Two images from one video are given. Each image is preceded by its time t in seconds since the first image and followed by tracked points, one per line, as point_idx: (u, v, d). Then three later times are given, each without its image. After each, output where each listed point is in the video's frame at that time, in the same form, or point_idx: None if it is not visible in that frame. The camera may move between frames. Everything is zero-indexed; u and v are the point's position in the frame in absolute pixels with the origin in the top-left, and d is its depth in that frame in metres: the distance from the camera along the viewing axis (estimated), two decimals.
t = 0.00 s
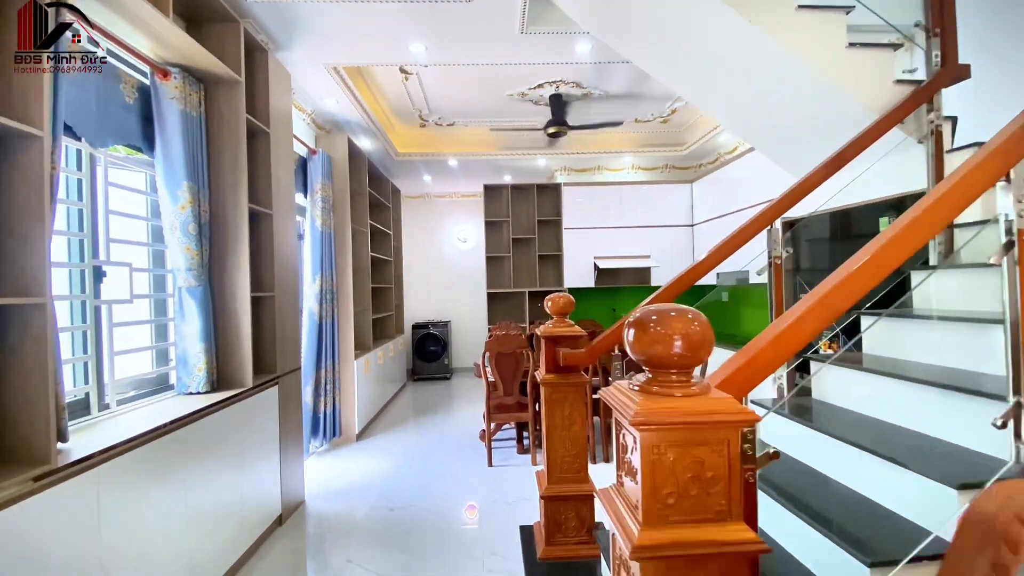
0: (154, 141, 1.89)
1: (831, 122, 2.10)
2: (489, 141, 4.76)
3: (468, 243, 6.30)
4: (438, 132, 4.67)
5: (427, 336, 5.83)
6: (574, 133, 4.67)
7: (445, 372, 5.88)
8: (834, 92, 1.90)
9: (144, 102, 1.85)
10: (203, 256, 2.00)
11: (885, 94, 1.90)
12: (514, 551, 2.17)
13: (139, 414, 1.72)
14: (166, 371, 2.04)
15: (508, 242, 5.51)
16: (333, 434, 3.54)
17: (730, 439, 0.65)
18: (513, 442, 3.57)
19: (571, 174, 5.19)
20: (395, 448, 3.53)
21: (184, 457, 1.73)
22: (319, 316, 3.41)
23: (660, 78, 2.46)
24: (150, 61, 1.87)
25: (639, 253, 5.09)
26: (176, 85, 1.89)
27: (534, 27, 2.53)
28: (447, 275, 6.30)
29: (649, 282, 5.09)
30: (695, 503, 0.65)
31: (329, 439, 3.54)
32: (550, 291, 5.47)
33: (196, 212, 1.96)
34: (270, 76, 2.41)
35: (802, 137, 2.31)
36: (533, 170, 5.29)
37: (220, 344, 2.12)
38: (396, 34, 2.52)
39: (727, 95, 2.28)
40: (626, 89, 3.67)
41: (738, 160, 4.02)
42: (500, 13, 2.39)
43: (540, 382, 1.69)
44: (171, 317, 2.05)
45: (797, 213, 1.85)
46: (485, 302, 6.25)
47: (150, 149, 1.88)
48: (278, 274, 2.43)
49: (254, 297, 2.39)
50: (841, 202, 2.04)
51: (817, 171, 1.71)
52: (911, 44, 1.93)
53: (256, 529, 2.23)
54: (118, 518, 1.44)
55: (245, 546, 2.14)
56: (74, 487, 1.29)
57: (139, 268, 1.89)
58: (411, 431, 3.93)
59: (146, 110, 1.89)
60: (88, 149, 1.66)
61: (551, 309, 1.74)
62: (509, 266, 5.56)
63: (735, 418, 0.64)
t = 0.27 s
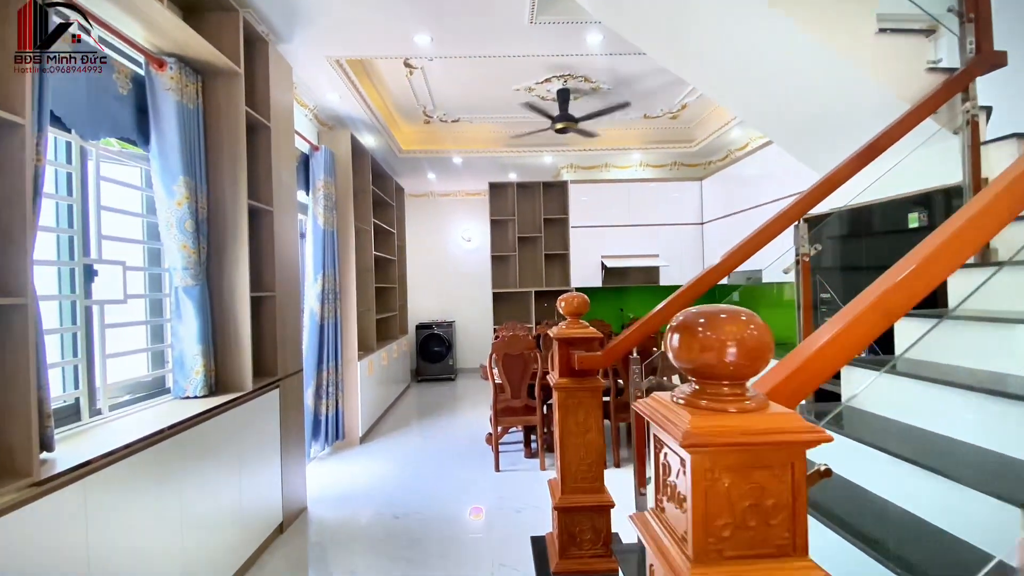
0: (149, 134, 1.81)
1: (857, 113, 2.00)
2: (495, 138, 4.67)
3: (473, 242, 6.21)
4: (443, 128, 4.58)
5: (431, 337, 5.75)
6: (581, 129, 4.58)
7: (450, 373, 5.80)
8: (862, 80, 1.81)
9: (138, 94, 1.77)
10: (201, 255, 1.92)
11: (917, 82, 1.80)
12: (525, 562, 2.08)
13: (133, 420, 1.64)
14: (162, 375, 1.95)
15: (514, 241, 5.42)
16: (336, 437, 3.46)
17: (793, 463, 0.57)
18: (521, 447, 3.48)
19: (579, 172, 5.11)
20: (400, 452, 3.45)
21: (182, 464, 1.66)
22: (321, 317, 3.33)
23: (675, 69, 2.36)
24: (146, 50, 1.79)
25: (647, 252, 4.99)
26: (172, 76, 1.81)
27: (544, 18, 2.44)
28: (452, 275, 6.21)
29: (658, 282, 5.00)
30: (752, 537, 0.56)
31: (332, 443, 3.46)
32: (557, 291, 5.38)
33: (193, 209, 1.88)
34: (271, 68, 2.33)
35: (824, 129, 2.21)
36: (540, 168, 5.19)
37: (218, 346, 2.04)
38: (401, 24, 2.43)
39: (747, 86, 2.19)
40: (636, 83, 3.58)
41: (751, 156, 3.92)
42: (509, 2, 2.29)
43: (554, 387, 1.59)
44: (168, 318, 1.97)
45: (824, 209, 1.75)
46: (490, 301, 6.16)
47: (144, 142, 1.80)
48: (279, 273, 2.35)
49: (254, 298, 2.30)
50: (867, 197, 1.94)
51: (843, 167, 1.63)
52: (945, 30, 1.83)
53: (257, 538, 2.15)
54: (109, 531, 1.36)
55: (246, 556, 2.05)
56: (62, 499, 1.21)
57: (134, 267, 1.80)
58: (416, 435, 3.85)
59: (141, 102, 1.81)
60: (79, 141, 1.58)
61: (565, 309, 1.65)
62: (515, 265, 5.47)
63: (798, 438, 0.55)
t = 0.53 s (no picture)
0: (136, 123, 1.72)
1: (884, 101, 1.89)
2: (499, 134, 4.58)
3: (476, 240, 6.12)
4: (446, 124, 4.49)
5: (434, 337, 5.66)
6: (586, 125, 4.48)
7: (453, 374, 5.70)
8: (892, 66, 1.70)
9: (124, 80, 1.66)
10: (193, 251, 1.82)
11: (950, 66, 1.69)
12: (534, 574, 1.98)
13: (120, 425, 1.55)
14: (153, 377, 1.86)
15: (518, 239, 5.32)
16: (336, 440, 3.37)
17: (878, 494, 0.47)
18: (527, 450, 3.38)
19: (584, 169, 5.04)
20: (402, 456, 3.35)
21: (174, 471, 1.56)
22: (321, 316, 3.24)
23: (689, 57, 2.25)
24: (135, 36, 1.70)
25: (655, 250, 4.89)
26: (163, 63, 1.72)
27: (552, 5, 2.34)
28: (455, 274, 6.12)
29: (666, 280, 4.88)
30: None
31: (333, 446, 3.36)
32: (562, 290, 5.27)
33: (184, 203, 1.79)
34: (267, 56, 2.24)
35: (847, 119, 2.10)
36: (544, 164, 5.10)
37: (212, 347, 1.95)
38: (402, 11, 2.33)
39: (766, 72, 2.08)
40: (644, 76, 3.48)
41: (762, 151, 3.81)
42: None
43: (566, 392, 1.49)
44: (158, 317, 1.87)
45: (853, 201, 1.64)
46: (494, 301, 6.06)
47: (132, 132, 1.71)
48: (276, 270, 2.25)
49: (249, 296, 2.21)
50: (895, 190, 1.84)
51: (874, 157, 1.52)
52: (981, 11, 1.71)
53: (254, 548, 2.05)
54: (93, 545, 1.26)
55: (243, 567, 1.96)
56: (39, 512, 1.12)
57: (121, 264, 1.71)
58: (419, 437, 3.75)
59: (130, 90, 1.72)
60: (62, 130, 1.49)
61: (577, 307, 1.55)
62: (519, 264, 5.37)
63: (887, 465, 0.46)
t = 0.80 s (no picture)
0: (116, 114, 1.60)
1: (918, 88, 1.76)
2: (503, 130, 4.47)
3: (479, 239, 6.00)
4: (448, 119, 4.37)
5: (436, 338, 5.55)
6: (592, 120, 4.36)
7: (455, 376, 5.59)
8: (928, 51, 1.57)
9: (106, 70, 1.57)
10: (178, 250, 1.71)
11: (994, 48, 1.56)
12: None
13: (96, 437, 1.44)
14: (136, 385, 1.76)
15: (522, 238, 5.19)
16: (335, 446, 3.26)
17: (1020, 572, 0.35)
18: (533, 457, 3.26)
19: (590, 166, 5.01)
20: (403, 463, 3.24)
21: (154, 488, 1.45)
22: (318, 318, 3.13)
23: (705, 45, 2.12)
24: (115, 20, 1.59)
25: (662, 249, 4.76)
26: (145, 48, 1.61)
27: None
28: (457, 273, 6.01)
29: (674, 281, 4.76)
30: None
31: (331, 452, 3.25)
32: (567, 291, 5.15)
33: (169, 198, 1.67)
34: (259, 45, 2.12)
35: (874, 109, 1.98)
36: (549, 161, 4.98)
37: (199, 352, 1.84)
38: None
39: (788, 60, 1.96)
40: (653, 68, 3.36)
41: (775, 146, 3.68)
42: None
43: (577, 403, 1.37)
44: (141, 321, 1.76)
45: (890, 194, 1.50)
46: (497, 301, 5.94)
47: (112, 124, 1.60)
48: (269, 271, 2.14)
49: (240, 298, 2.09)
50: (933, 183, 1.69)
51: (916, 145, 1.37)
52: None
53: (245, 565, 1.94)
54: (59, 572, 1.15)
55: None
56: None
57: (98, 264, 1.59)
58: (421, 443, 3.63)
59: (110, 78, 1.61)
60: (32, 120, 1.38)
61: (588, 311, 1.43)
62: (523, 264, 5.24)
63: None
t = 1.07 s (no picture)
0: (95, 104, 1.51)
1: (952, 77, 1.64)
2: (506, 127, 4.36)
3: (482, 239, 5.90)
4: (450, 116, 4.27)
5: (438, 339, 5.45)
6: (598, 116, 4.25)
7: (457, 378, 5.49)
8: (966, 35, 1.46)
9: (85, 59, 1.46)
10: (162, 250, 1.61)
11: None
12: None
13: (74, 450, 1.35)
14: (120, 393, 1.66)
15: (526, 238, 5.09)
16: (333, 452, 3.16)
17: None
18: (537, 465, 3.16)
19: (595, 164, 4.88)
20: (404, 470, 3.14)
21: (135, 506, 1.35)
22: (316, 320, 3.03)
23: (720, 34, 2.01)
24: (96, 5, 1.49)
25: (669, 249, 4.65)
26: (127, 36, 1.51)
27: None
28: (459, 274, 5.91)
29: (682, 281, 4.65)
30: None
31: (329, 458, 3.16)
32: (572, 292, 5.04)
33: (152, 195, 1.58)
34: (252, 35, 2.02)
35: (900, 101, 1.86)
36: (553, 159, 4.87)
37: (186, 358, 1.74)
38: None
39: (809, 48, 1.84)
40: (662, 62, 3.25)
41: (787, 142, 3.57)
42: None
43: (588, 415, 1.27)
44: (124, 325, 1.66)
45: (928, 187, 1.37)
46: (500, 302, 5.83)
47: (90, 116, 1.50)
48: (262, 272, 2.04)
49: (230, 300, 1.99)
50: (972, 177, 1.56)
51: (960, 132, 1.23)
52: None
53: None
54: None
55: None
56: None
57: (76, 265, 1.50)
58: (422, 449, 3.53)
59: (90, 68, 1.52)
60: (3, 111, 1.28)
61: (601, 315, 1.32)
62: (527, 264, 5.14)
63: None
